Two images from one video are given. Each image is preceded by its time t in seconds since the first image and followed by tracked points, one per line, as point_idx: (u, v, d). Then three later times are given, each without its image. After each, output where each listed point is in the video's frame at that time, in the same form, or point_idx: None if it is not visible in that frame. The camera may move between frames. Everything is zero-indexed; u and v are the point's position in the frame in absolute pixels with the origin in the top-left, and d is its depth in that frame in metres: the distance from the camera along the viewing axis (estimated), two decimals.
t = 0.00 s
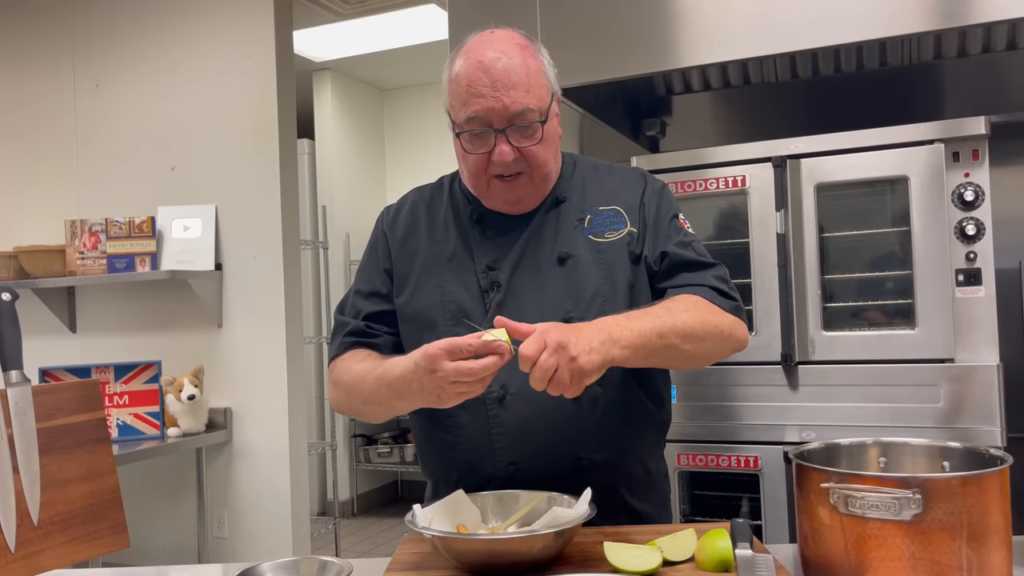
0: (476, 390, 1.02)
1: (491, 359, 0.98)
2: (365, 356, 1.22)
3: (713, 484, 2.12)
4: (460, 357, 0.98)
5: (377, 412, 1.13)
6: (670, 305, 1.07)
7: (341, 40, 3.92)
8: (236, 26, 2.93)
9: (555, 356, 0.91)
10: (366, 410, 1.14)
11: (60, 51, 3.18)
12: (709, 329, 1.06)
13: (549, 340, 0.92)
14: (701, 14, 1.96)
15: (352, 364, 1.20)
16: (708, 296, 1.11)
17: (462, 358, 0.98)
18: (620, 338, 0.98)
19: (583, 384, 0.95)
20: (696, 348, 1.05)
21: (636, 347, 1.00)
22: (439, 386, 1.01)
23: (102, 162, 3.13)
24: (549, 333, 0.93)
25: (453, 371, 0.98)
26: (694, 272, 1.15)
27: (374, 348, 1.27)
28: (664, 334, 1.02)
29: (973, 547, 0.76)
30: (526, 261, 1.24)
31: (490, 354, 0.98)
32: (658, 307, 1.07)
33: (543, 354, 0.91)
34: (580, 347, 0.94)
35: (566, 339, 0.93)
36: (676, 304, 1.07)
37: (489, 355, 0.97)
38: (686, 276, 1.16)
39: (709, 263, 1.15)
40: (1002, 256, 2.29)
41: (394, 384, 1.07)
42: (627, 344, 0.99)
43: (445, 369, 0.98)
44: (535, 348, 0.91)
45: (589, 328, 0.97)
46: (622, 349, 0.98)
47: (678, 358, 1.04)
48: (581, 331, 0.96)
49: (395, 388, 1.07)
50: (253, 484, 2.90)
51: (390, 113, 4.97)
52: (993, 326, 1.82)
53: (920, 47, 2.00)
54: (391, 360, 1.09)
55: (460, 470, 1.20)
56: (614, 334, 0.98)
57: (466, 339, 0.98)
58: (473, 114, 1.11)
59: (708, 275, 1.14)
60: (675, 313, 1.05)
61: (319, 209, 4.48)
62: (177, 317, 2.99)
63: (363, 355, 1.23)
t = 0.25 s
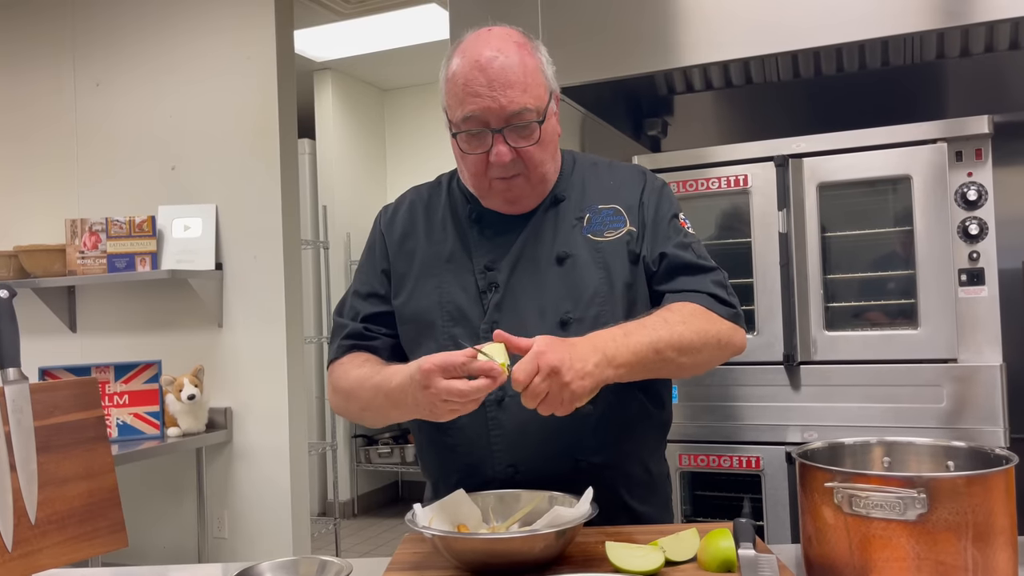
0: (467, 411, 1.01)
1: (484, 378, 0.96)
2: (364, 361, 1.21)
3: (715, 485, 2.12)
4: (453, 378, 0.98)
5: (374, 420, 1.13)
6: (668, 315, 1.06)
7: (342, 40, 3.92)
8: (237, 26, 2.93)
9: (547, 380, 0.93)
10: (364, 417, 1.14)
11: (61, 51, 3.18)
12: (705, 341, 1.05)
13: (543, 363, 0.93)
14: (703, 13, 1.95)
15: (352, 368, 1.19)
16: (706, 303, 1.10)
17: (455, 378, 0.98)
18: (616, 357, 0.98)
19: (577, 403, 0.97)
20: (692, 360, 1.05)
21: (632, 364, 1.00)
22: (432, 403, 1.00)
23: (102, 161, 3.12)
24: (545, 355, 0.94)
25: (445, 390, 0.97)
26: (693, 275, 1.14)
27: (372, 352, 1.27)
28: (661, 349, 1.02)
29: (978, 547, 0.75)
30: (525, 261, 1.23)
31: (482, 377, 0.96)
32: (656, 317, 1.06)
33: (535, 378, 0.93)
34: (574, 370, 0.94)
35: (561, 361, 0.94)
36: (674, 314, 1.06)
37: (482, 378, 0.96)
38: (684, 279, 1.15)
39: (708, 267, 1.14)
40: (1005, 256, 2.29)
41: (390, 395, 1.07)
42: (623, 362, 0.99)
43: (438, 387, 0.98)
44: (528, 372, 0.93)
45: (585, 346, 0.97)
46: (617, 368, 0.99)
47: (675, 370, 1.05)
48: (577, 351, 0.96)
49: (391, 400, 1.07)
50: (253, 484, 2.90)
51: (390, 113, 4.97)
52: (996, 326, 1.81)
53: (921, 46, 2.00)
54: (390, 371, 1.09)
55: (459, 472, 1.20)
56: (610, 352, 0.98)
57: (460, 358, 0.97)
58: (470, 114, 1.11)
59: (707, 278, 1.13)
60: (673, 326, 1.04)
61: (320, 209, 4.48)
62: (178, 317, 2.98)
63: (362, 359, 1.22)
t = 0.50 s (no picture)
0: (460, 424, 1.00)
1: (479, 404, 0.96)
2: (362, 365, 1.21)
3: (716, 486, 2.11)
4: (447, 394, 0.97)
5: (371, 423, 1.13)
6: (663, 331, 1.05)
7: (342, 40, 3.91)
8: (236, 25, 2.92)
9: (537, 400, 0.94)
10: (361, 420, 1.13)
11: (60, 50, 3.18)
12: (698, 357, 1.05)
13: (537, 385, 0.93)
14: (703, 12, 1.94)
15: (349, 373, 1.19)
16: (702, 311, 1.09)
17: (450, 393, 0.97)
18: (609, 379, 0.98)
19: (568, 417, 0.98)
20: (684, 375, 1.05)
21: (624, 384, 1.00)
22: (427, 415, 1.00)
23: (101, 160, 3.12)
24: (540, 378, 0.93)
25: (439, 405, 0.97)
26: (690, 282, 1.14)
27: (368, 356, 1.26)
28: (654, 369, 1.02)
29: (980, 548, 0.74)
30: (521, 263, 1.23)
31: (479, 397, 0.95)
32: (652, 332, 1.05)
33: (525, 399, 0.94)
34: (568, 392, 0.95)
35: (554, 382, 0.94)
36: (669, 330, 1.05)
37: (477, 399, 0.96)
38: (681, 286, 1.14)
39: (705, 274, 1.14)
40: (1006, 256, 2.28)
41: (388, 402, 1.06)
42: (615, 383, 0.99)
43: (433, 400, 0.97)
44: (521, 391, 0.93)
45: (581, 367, 0.96)
46: (609, 388, 0.99)
47: (665, 384, 1.05)
48: (572, 373, 0.95)
49: (388, 406, 1.06)
50: (253, 485, 2.89)
51: (391, 113, 4.96)
52: (997, 326, 1.79)
53: (922, 46, 1.99)
54: (388, 377, 1.08)
55: (455, 474, 1.19)
56: (603, 375, 0.98)
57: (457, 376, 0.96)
58: (464, 119, 1.10)
59: (704, 286, 1.13)
60: (668, 344, 1.03)
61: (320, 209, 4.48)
62: (177, 317, 2.98)
63: (359, 363, 1.22)
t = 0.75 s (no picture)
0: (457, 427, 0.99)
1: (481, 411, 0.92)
2: (364, 366, 1.21)
3: (716, 485, 2.11)
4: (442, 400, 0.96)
5: (374, 424, 1.13)
6: (663, 340, 1.05)
7: (342, 40, 3.91)
8: (236, 25, 2.92)
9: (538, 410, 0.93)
10: (365, 420, 1.13)
11: (60, 50, 3.17)
12: (694, 366, 1.06)
13: (538, 395, 0.92)
14: (703, 11, 1.94)
15: (349, 376, 1.19)
16: (701, 318, 1.09)
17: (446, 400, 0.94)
18: (607, 389, 0.98)
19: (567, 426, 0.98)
20: (679, 384, 1.06)
21: (621, 394, 1.00)
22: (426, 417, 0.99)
23: (100, 159, 3.12)
24: (542, 388, 0.92)
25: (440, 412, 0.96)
26: (690, 286, 1.14)
27: (365, 356, 1.26)
28: (652, 379, 1.02)
29: (981, 547, 0.74)
30: (521, 263, 1.22)
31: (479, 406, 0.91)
32: (651, 341, 1.04)
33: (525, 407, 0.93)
34: (569, 402, 0.94)
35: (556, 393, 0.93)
36: (669, 339, 1.05)
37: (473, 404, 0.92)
38: (682, 289, 1.14)
39: (705, 278, 1.13)
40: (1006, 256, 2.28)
41: (393, 404, 1.06)
42: (613, 393, 0.99)
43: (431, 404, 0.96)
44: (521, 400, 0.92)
45: (582, 377, 0.96)
46: (607, 398, 0.99)
47: (661, 392, 1.06)
48: (573, 384, 0.95)
49: (393, 408, 1.06)
50: (253, 484, 2.89)
51: (390, 113, 4.96)
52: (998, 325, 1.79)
53: (921, 45, 1.99)
54: (394, 380, 1.07)
55: (453, 474, 1.19)
56: (603, 385, 0.98)
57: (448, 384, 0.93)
58: (464, 117, 1.10)
59: (704, 290, 1.12)
60: (666, 355, 1.03)
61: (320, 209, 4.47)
62: (177, 316, 2.98)
63: (360, 365, 1.22)
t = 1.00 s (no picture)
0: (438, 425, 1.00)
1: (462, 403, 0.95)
2: (359, 360, 1.21)
3: (717, 485, 2.11)
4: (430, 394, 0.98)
5: (364, 421, 1.13)
6: (661, 338, 1.05)
7: (342, 39, 3.91)
8: (236, 24, 2.92)
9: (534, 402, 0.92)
10: (355, 416, 1.13)
11: (60, 49, 3.17)
12: (693, 365, 1.05)
13: (534, 385, 0.91)
14: (703, 11, 1.94)
15: (346, 368, 1.19)
16: (701, 317, 1.09)
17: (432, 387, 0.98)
18: (604, 385, 0.98)
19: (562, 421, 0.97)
20: (677, 383, 1.05)
21: (619, 390, 1.00)
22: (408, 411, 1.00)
23: (100, 159, 3.12)
24: (537, 378, 0.91)
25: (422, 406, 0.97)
26: (691, 285, 1.14)
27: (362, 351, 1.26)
28: (650, 376, 1.02)
29: (983, 544, 0.74)
30: (521, 260, 1.22)
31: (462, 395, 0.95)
32: (649, 338, 1.04)
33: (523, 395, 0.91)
34: (566, 394, 0.94)
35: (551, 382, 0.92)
36: (667, 337, 1.05)
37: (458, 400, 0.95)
38: (683, 288, 1.14)
39: (707, 278, 1.13)
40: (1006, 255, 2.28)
41: (380, 400, 1.06)
42: (610, 389, 0.99)
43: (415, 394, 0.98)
44: (518, 391, 0.91)
45: (579, 370, 0.96)
46: (604, 393, 0.98)
47: (658, 391, 1.05)
48: (569, 376, 0.94)
49: (380, 404, 1.06)
50: (253, 484, 2.89)
51: (390, 112, 4.96)
52: (998, 324, 1.79)
53: (921, 44, 1.99)
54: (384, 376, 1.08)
55: (450, 471, 1.19)
56: (600, 381, 0.97)
57: (438, 370, 0.97)
58: (467, 114, 1.10)
59: (705, 290, 1.12)
60: (665, 352, 1.03)
61: (320, 209, 4.47)
62: (177, 316, 2.97)
63: (355, 359, 1.22)
